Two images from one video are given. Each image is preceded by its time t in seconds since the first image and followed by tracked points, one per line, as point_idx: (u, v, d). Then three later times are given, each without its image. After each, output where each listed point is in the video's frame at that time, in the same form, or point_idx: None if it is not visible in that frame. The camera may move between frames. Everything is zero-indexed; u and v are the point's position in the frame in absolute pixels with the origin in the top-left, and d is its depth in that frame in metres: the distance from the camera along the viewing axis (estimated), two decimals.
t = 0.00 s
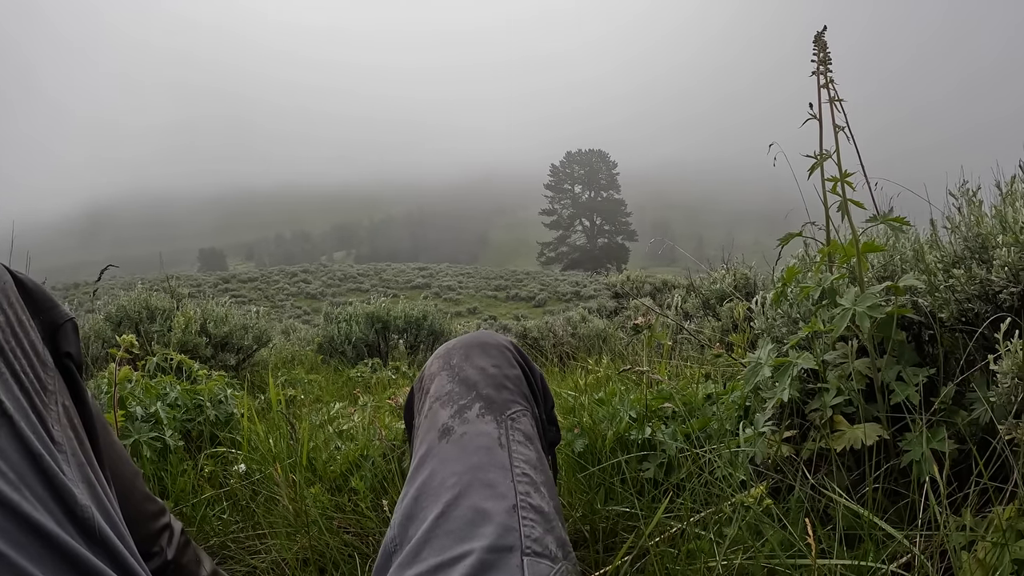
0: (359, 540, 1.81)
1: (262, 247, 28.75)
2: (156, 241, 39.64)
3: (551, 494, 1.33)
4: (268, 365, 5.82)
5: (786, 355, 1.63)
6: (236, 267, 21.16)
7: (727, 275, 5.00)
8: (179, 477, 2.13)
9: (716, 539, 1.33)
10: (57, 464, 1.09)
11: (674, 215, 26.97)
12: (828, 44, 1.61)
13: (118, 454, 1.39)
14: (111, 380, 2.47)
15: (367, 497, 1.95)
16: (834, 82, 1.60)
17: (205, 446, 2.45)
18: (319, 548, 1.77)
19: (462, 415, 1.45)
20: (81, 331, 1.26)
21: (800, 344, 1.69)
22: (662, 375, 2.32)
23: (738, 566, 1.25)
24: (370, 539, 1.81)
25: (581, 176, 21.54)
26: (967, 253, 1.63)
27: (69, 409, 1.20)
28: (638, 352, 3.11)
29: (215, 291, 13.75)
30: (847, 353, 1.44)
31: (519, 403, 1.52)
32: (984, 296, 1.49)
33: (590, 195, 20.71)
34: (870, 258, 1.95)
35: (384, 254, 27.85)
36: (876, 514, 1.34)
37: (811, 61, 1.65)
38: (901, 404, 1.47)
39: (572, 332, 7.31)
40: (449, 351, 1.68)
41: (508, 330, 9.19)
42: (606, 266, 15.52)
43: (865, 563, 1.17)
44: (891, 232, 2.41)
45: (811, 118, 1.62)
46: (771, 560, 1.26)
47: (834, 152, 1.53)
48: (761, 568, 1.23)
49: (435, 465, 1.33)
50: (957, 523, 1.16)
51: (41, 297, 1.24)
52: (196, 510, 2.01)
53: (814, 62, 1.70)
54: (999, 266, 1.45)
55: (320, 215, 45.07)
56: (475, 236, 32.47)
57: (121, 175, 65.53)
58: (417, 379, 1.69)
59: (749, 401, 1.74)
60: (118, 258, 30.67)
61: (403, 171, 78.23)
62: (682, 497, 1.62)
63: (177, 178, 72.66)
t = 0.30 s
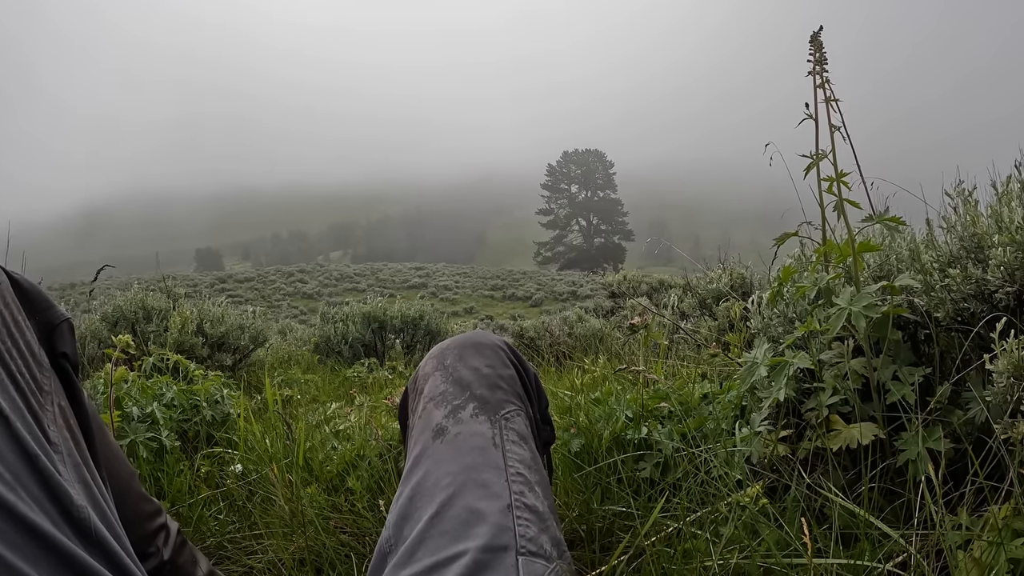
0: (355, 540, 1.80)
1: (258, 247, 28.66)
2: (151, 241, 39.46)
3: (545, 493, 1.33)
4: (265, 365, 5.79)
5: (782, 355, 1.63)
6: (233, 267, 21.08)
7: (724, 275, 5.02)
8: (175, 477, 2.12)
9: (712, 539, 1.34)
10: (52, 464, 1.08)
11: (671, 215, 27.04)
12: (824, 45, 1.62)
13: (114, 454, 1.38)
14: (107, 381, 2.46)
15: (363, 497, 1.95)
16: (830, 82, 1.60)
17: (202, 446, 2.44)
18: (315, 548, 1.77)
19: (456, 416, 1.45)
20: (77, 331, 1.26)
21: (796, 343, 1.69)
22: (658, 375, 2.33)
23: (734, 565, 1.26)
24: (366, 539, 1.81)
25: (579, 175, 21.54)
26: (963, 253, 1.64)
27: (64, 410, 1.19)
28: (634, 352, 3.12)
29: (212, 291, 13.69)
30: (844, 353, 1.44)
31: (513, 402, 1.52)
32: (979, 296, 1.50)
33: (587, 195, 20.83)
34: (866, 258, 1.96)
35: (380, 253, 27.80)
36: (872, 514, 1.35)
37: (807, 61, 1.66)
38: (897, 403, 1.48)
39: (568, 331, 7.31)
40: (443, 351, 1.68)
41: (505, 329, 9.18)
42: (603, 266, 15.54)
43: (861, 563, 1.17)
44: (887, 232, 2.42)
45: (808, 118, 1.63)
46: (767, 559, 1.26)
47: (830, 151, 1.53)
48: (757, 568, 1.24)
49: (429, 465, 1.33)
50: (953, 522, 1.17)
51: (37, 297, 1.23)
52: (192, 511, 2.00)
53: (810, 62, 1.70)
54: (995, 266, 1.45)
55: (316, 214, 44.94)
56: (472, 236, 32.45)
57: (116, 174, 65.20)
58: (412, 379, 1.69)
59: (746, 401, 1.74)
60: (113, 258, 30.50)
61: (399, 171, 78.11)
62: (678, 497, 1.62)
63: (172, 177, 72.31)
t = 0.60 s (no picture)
0: (348, 540, 1.79)
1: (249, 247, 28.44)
2: (140, 240, 39.01)
3: (536, 493, 1.32)
4: (257, 365, 5.74)
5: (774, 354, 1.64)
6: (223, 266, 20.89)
7: (715, 275, 5.05)
8: (167, 478, 2.10)
9: (704, 537, 1.34)
10: (43, 465, 1.06)
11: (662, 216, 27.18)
12: (816, 45, 1.63)
13: (105, 455, 1.37)
14: (98, 381, 2.43)
15: (355, 497, 1.94)
16: (821, 82, 1.62)
17: (193, 447, 2.42)
18: (308, 549, 1.75)
19: (446, 415, 1.45)
20: (68, 331, 1.24)
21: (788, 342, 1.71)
22: (650, 374, 2.34)
23: (727, 564, 1.27)
24: (359, 540, 1.80)
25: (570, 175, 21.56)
26: (954, 252, 1.66)
27: (55, 410, 1.18)
28: (626, 351, 3.13)
29: (203, 291, 13.56)
30: (835, 352, 1.45)
31: (504, 402, 1.52)
32: (971, 295, 1.51)
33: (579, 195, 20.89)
34: (858, 257, 1.98)
35: (372, 253, 27.68)
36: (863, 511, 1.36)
37: (799, 60, 1.67)
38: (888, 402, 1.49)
39: (560, 331, 7.32)
40: (433, 351, 1.67)
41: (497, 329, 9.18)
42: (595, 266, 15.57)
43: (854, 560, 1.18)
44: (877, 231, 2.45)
45: (799, 117, 1.64)
46: (759, 558, 1.27)
47: (821, 151, 1.54)
48: (750, 566, 1.24)
49: (420, 465, 1.32)
50: (945, 520, 1.18)
51: (27, 296, 1.21)
52: (184, 511, 1.97)
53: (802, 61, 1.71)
54: (985, 265, 1.47)
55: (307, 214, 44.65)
56: (464, 236, 32.41)
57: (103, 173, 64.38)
58: (402, 379, 1.68)
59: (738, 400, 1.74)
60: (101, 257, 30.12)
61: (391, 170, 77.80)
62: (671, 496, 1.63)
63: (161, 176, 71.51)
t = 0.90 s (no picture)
0: (338, 542, 1.78)
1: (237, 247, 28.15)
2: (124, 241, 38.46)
3: (528, 494, 1.32)
4: (246, 366, 5.68)
5: (766, 353, 1.65)
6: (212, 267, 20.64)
7: (706, 274, 5.09)
8: (155, 480, 2.09)
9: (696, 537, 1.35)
10: (28, 467, 1.04)
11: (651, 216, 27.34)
12: (807, 44, 1.64)
13: (92, 457, 1.35)
14: (85, 383, 2.39)
15: (345, 499, 1.93)
16: (813, 82, 1.63)
17: (182, 449, 2.38)
18: (297, 551, 1.74)
19: (437, 415, 1.44)
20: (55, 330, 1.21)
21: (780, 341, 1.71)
22: (641, 373, 2.34)
23: (719, 563, 1.27)
24: (348, 541, 1.79)
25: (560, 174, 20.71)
26: (945, 250, 1.68)
27: (40, 411, 1.15)
28: (616, 351, 3.14)
29: (192, 292, 13.40)
30: (826, 350, 1.46)
31: (495, 402, 1.51)
32: (962, 294, 1.53)
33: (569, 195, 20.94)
34: (849, 256, 2.00)
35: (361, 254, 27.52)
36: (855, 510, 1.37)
37: (791, 59, 1.68)
38: (879, 400, 1.50)
39: (551, 331, 7.33)
40: (424, 350, 1.66)
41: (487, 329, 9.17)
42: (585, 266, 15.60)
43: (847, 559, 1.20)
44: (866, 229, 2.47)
45: (791, 115, 1.65)
46: (752, 557, 1.28)
47: (812, 150, 1.56)
48: (743, 566, 1.25)
49: (411, 465, 1.31)
50: (937, 518, 1.20)
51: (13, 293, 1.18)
52: (172, 514, 1.97)
53: (793, 60, 1.73)
54: (977, 264, 1.49)
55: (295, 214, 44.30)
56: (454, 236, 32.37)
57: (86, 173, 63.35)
58: (393, 380, 1.67)
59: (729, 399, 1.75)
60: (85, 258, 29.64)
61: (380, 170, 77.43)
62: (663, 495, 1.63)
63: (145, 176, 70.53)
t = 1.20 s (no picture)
0: (327, 544, 1.76)
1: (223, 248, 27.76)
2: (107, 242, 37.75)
3: (519, 496, 1.31)
4: (234, 368, 5.60)
5: (753, 352, 1.67)
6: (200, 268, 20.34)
7: (694, 275, 5.12)
8: (144, 484, 2.07)
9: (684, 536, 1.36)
10: (15, 473, 1.01)
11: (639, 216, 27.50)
12: (793, 45, 1.66)
13: (80, 461, 1.33)
14: (71, 386, 2.34)
15: (334, 501, 1.91)
16: (799, 82, 1.65)
17: (170, 453, 2.35)
18: (286, 554, 1.72)
19: (429, 417, 1.42)
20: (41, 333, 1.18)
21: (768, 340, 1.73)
22: (629, 373, 2.35)
23: (706, 562, 1.29)
24: (338, 543, 1.77)
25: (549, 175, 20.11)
26: (931, 249, 1.71)
27: (26, 415, 1.12)
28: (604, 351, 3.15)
29: (179, 294, 13.22)
30: (812, 350, 1.48)
31: (487, 404, 1.50)
32: (947, 293, 1.56)
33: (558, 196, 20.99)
34: (835, 255, 2.02)
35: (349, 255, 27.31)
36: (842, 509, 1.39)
37: (777, 60, 1.70)
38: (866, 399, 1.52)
39: (540, 331, 7.33)
40: (416, 351, 1.65)
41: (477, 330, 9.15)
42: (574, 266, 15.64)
43: (834, 557, 1.21)
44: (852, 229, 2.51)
45: (778, 116, 1.67)
46: (739, 556, 1.29)
47: (798, 150, 1.58)
48: (730, 565, 1.26)
49: (402, 467, 1.30)
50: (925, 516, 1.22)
51: None
52: (161, 518, 1.94)
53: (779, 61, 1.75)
54: (963, 263, 1.51)
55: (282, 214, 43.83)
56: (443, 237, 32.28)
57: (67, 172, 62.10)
58: (384, 381, 1.65)
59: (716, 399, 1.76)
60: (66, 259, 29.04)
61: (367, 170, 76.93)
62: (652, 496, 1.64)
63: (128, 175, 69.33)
